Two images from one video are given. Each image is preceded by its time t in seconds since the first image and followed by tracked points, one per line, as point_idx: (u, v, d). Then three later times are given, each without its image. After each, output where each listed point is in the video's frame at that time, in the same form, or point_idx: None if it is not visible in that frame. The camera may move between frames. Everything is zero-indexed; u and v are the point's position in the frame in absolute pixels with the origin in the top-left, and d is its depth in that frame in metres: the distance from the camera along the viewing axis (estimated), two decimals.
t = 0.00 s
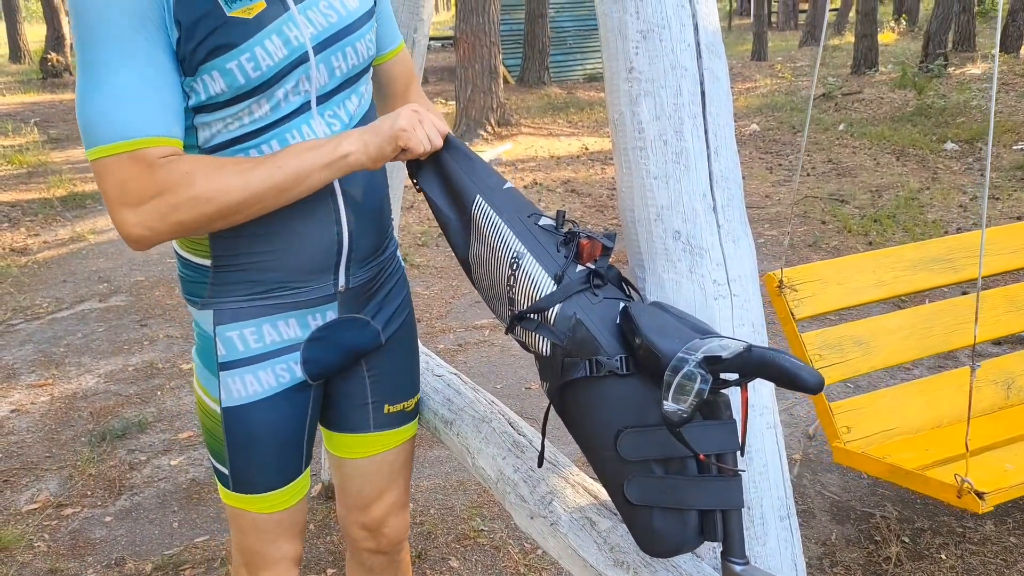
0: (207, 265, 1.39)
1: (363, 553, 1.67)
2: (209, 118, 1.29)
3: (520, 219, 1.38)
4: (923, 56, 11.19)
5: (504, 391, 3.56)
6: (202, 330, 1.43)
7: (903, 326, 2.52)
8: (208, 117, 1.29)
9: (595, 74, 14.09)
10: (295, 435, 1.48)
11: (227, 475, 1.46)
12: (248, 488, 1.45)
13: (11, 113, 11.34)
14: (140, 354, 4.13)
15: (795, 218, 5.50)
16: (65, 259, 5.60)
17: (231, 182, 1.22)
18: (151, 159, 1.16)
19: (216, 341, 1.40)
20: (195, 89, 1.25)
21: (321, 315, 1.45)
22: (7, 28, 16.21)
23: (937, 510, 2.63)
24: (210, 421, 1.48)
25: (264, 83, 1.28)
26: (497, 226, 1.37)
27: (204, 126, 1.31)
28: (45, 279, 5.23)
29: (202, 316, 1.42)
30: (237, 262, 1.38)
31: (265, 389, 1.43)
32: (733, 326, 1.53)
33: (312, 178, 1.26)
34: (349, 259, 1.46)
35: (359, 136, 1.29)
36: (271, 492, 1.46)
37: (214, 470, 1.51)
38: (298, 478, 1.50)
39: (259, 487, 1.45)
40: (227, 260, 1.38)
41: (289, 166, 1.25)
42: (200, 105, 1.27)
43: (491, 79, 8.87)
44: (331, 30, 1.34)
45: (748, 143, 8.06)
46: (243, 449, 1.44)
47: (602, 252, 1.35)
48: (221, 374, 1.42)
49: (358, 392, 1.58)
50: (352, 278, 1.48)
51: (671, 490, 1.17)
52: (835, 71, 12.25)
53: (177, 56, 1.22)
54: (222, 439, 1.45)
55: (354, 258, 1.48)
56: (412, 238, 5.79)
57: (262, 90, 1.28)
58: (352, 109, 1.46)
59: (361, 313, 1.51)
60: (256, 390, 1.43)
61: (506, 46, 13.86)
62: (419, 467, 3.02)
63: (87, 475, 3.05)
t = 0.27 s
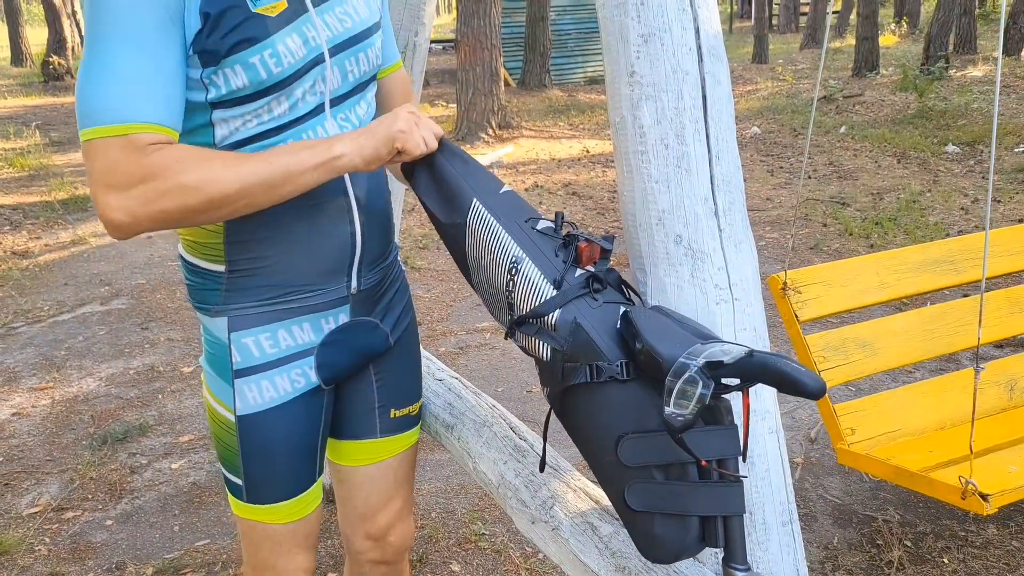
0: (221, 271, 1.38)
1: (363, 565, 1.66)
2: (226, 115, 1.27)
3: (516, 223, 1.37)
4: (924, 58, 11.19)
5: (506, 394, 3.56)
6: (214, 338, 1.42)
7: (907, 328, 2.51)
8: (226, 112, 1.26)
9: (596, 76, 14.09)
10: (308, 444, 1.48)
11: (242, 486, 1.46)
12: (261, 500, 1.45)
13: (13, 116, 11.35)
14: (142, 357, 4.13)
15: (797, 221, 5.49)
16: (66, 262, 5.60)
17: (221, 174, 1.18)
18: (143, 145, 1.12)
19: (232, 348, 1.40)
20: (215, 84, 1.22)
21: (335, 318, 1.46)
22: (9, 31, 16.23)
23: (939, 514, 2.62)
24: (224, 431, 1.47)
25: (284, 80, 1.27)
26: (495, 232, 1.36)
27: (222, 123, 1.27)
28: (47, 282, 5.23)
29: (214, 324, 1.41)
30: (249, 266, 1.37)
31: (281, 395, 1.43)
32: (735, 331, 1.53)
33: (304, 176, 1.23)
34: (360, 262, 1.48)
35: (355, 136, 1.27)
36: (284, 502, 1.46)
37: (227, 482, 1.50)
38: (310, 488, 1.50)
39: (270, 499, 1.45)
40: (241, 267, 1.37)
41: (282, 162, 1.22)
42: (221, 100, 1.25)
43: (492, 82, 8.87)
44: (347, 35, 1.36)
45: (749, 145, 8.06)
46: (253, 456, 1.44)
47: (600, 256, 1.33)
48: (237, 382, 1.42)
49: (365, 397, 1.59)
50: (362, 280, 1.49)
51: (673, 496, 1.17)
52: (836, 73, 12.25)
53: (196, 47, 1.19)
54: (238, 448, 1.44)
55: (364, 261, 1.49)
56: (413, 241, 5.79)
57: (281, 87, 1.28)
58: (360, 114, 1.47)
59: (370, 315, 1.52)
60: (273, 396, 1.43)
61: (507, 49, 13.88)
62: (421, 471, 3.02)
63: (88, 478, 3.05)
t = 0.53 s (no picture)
0: (239, 273, 1.37)
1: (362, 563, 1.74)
2: (249, 115, 1.27)
3: (516, 230, 1.38)
4: (926, 61, 11.18)
5: (509, 397, 3.56)
6: (230, 340, 1.40)
7: (907, 330, 2.51)
8: (250, 112, 1.27)
9: (599, 79, 14.10)
10: (328, 447, 1.42)
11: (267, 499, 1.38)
12: (286, 513, 1.37)
13: (17, 119, 11.37)
14: (145, 361, 4.14)
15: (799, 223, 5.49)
16: (70, 265, 5.61)
17: (204, 164, 1.16)
18: (128, 133, 1.11)
19: (251, 348, 1.38)
20: (241, 84, 1.23)
21: (350, 321, 1.47)
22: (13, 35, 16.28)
23: (943, 518, 2.62)
24: (246, 441, 1.40)
25: (310, 84, 1.28)
26: (497, 240, 1.36)
27: (245, 123, 1.28)
28: (51, 285, 5.24)
29: (230, 327, 1.40)
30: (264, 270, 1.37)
31: (303, 391, 1.40)
32: (739, 336, 1.53)
33: (287, 170, 1.20)
34: (375, 267, 1.49)
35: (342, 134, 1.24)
36: (313, 514, 1.38)
37: (248, 501, 1.41)
38: (337, 501, 1.42)
39: (295, 509, 1.37)
40: (259, 269, 1.37)
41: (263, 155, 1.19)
42: (248, 100, 1.25)
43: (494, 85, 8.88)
44: (370, 48, 1.39)
45: (752, 148, 8.06)
46: (273, 460, 1.37)
47: (602, 261, 1.34)
48: (257, 381, 1.38)
49: (368, 403, 1.61)
50: (376, 285, 1.51)
51: (677, 501, 1.17)
52: (838, 76, 12.25)
53: (222, 45, 1.19)
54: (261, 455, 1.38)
55: (378, 266, 1.51)
56: (416, 244, 5.80)
57: (307, 90, 1.28)
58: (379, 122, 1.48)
59: (382, 320, 1.55)
60: (295, 395, 1.40)
61: (509, 52, 13.89)
62: (424, 475, 3.02)
63: (92, 482, 3.05)
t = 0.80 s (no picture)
0: (246, 276, 1.36)
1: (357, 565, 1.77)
2: (261, 112, 1.27)
3: (521, 237, 1.37)
4: (928, 65, 11.18)
5: (511, 402, 3.57)
6: (236, 348, 1.38)
7: (904, 333, 2.51)
8: (263, 108, 1.27)
9: (600, 83, 14.10)
10: (331, 455, 1.44)
11: (277, 508, 1.39)
12: (295, 521, 1.38)
13: (20, 123, 11.40)
14: (148, 365, 4.14)
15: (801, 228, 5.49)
16: (73, 270, 5.62)
17: (212, 159, 1.16)
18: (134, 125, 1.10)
19: (257, 355, 1.36)
20: (257, 80, 1.23)
21: (353, 327, 1.48)
22: (17, 40, 16.33)
23: (946, 523, 2.61)
24: (254, 448, 1.40)
25: (324, 84, 1.28)
26: (499, 248, 1.36)
27: (258, 119, 1.28)
28: (54, 290, 5.26)
29: (234, 333, 1.37)
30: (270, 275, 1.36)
31: (311, 400, 1.41)
32: (740, 342, 1.53)
33: (296, 173, 1.21)
34: (379, 273, 1.50)
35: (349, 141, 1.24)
36: (317, 522, 1.40)
37: (255, 509, 1.42)
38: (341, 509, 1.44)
39: (302, 518, 1.39)
40: (265, 273, 1.36)
41: (271, 157, 1.19)
42: (262, 95, 1.25)
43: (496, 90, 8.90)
44: (381, 55, 1.40)
45: (754, 152, 8.06)
46: (283, 469, 1.38)
47: (604, 268, 1.35)
48: (264, 390, 1.38)
49: (367, 408, 1.62)
50: (379, 291, 1.52)
51: (678, 507, 1.17)
52: (840, 80, 12.25)
53: (241, 40, 1.19)
54: (269, 463, 1.38)
55: (380, 271, 1.51)
56: (418, 248, 5.80)
57: (321, 90, 1.29)
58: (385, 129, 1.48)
59: (381, 325, 1.56)
60: (302, 404, 1.40)
61: (511, 56, 13.90)
62: (426, 479, 3.02)
63: (95, 486, 3.06)
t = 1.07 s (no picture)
0: (254, 285, 1.35)
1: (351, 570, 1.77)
2: (274, 115, 1.26)
3: (522, 244, 1.37)
4: (929, 67, 11.18)
5: (511, 406, 3.56)
6: (241, 356, 1.37)
7: (899, 336, 2.51)
8: (277, 112, 1.26)
9: (601, 86, 14.11)
10: (331, 467, 1.44)
11: (270, 518, 1.39)
12: (287, 533, 1.39)
13: (21, 127, 11.41)
14: (149, 369, 4.14)
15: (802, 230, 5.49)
16: (74, 274, 5.63)
17: (222, 161, 1.15)
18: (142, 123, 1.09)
19: (263, 364, 1.36)
20: (273, 83, 1.23)
21: (357, 333, 1.48)
22: (18, 44, 16.36)
23: (948, 527, 2.61)
24: (252, 457, 1.39)
25: (336, 87, 1.29)
26: (500, 254, 1.36)
27: (271, 124, 1.27)
28: (55, 294, 5.26)
29: (239, 342, 1.37)
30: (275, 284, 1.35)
31: (314, 410, 1.41)
32: (741, 347, 1.53)
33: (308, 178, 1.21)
34: (383, 278, 1.51)
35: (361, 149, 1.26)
36: (306, 536, 1.40)
37: (249, 517, 1.41)
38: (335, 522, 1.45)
39: (295, 530, 1.39)
40: (272, 280, 1.35)
41: (286, 161, 1.19)
42: (278, 98, 1.25)
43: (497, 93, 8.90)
44: (384, 62, 1.42)
45: (754, 154, 8.06)
46: (279, 480, 1.38)
47: (605, 274, 1.34)
48: (268, 400, 1.37)
49: (368, 414, 1.62)
50: (381, 296, 1.53)
51: (680, 514, 1.17)
52: (841, 82, 12.25)
53: (257, 41, 1.19)
54: (267, 473, 1.38)
55: (383, 277, 1.51)
56: (419, 252, 5.80)
57: (332, 94, 1.29)
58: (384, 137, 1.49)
59: (381, 330, 1.56)
60: (305, 414, 1.40)
61: (512, 59, 13.91)
62: (427, 484, 3.02)
63: (95, 491, 3.06)
